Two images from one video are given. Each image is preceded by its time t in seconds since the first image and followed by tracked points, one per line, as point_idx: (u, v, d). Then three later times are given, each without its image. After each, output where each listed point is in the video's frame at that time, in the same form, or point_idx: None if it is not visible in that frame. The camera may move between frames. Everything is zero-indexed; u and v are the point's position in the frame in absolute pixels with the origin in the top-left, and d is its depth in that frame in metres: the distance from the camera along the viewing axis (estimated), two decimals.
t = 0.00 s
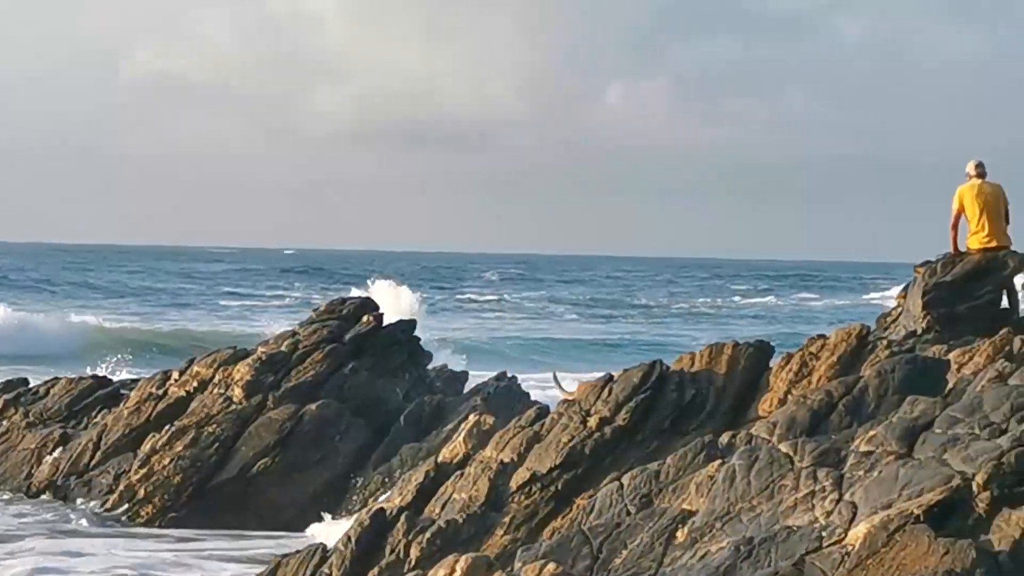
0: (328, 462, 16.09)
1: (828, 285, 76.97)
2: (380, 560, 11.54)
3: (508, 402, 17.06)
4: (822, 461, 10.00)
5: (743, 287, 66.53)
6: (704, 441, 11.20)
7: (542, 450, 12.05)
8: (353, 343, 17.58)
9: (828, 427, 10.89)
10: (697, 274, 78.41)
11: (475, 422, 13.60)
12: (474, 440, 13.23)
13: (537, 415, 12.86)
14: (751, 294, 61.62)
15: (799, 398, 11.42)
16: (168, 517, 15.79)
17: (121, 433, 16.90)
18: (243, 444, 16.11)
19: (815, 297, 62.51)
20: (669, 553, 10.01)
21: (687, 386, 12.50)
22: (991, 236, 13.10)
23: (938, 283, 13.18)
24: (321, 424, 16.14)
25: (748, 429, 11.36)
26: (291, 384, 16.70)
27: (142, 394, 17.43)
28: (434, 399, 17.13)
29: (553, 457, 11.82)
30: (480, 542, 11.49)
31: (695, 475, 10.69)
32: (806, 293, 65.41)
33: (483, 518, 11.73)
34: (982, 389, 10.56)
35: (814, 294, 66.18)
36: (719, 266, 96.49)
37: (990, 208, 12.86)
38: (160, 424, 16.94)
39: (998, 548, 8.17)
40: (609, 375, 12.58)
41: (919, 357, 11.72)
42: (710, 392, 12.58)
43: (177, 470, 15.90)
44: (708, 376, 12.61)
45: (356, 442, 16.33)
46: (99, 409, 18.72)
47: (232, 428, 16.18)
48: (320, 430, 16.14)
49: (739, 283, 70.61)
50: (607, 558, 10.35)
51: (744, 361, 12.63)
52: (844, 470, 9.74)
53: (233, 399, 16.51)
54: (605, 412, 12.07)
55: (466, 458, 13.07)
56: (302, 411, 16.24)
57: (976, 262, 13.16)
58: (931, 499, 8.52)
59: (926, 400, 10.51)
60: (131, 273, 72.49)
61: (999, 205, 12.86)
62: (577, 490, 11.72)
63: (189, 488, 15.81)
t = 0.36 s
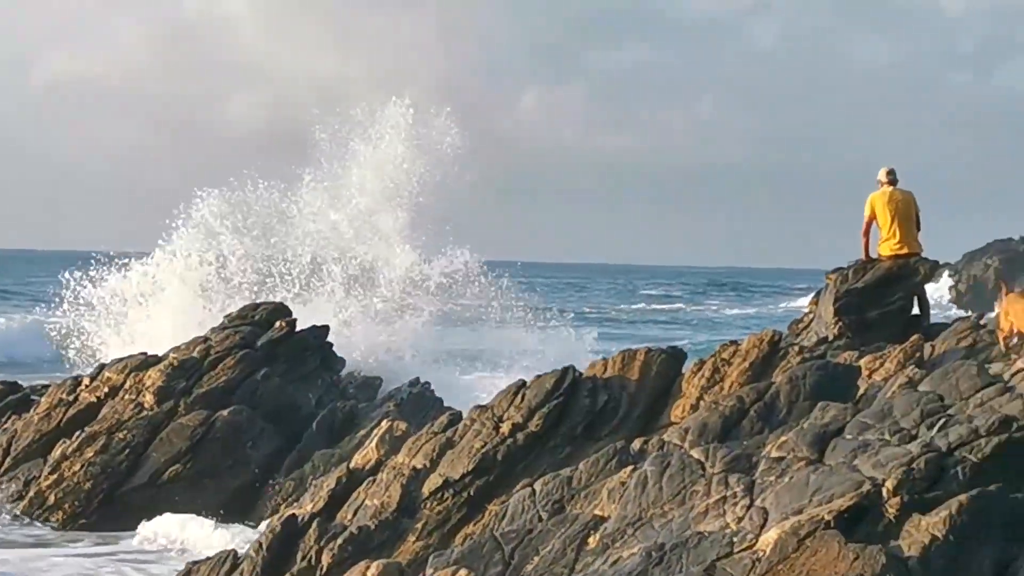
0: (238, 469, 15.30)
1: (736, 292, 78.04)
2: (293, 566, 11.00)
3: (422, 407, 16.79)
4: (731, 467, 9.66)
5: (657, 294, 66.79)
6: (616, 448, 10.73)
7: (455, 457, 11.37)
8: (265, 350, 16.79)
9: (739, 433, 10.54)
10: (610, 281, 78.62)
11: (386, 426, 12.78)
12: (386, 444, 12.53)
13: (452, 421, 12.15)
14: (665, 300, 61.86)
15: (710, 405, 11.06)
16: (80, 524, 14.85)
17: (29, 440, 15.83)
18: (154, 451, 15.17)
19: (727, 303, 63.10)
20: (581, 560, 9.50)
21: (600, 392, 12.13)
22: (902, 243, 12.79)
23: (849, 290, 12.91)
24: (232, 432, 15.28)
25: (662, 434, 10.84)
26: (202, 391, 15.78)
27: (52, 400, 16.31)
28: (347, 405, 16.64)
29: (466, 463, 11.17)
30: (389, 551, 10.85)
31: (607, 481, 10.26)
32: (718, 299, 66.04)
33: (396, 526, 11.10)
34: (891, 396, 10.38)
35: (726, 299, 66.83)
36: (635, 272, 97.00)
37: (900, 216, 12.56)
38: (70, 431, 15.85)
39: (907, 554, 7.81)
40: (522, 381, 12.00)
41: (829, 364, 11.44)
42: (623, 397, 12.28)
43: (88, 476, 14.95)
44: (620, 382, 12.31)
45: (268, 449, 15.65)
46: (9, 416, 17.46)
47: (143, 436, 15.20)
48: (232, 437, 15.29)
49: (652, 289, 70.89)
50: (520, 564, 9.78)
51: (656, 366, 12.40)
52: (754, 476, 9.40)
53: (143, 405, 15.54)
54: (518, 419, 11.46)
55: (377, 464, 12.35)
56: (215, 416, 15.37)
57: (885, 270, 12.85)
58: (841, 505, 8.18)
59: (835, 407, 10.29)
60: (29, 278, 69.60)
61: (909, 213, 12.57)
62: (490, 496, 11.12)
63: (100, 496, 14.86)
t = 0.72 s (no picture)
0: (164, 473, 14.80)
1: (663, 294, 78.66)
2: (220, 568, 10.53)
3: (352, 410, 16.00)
4: (658, 470, 9.39)
5: (584, 296, 66.86)
6: (544, 450, 10.38)
7: (382, 460, 10.90)
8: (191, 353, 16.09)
9: (665, 436, 10.19)
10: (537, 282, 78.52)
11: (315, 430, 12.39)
12: (315, 448, 12.01)
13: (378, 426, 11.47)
14: (591, 303, 61.90)
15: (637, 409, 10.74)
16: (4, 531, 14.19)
17: None
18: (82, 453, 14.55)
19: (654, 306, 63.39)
20: (508, 563, 9.05)
21: (527, 396, 11.76)
22: (830, 247, 12.51)
23: (778, 293, 12.69)
24: (160, 434, 14.67)
25: (590, 438, 10.47)
26: (130, 394, 15.16)
27: None
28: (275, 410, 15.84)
29: (394, 466, 10.73)
30: (317, 554, 10.21)
31: (534, 484, 9.91)
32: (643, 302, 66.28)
33: (321, 529, 10.45)
34: (818, 399, 10.07)
35: (653, 302, 67.17)
36: (559, 275, 97.14)
37: (827, 220, 12.24)
38: None
39: (834, 557, 7.64)
40: (449, 385, 11.61)
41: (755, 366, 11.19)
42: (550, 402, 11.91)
43: (13, 480, 14.29)
44: (549, 385, 11.98)
45: (195, 452, 15.04)
46: None
47: (71, 437, 14.57)
48: (160, 440, 14.70)
49: (580, 292, 70.96)
50: (447, 567, 9.25)
51: (585, 368, 12.10)
52: (681, 480, 9.10)
53: (69, 408, 14.85)
54: (446, 421, 11.08)
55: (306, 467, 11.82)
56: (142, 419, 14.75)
57: (813, 274, 12.62)
58: (768, 508, 8.02)
59: (762, 410, 10.05)
60: None
61: (835, 217, 12.25)
62: (418, 499, 10.65)
63: (25, 500, 14.21)
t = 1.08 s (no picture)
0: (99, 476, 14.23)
1: (602, 296, 79.11)
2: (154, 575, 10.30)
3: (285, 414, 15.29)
4: (594, 472, 9.17)
5: (524, 298, 66.90)
6: (481, 452, 10.11)
7: (317, 462, 10.62)
8: (128, 354, 15.66)
9: (601, 438, 9.99)
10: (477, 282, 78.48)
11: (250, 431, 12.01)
12: (250, 449, 11.68)
13: (314, 428, 11.21)
14: (529, 305, 61.94)
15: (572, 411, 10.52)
16: None
17: None
18: (14, 456, 14.30)
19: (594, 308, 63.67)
20: (443, 565, 8.81)
21: (464, 398, 11.43)
22: (766, 249, 12.39)
23: (714, 295, 12.53)
24: (93, 436, 14.21)
25: (528, 439, 10.23)
26: (66, 395, 14.86)
27: None
28: (211, 412, 15.34)
29: (329, 469, 10.44)
30: (252, 555, 10.14)
31: (470, 486, 9.65)
32: (580, 304, 66.53)
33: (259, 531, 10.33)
34: (754, 401, 9.91)
35: (593, 305, 67.45)
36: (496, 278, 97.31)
37: (764, 222, 12.11)
38: None
39: (769, 559, 7.50)
40: (386, 386, 11.26)
41: (692, 368, 10.96)
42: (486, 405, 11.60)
43: None
44: (486, 387, 11.66)
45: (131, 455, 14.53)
46: None
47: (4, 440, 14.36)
48: (92, 442, 14.21)
49: (520, 293, 71.03)
50: (383, 569, 9.06)
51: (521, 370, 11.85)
52: (617, 481, 8.88)
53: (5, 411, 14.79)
54: (381, 423, 10.72)
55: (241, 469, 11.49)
56: (78, 419, 14.38)
57: (749, 276, 12.48)
58: (703, 509, 7.80)
59: (698, 412, 9.87)
60: None
61: (772, 220, 12.12)
62: (354, 501, 10.36)
63: None
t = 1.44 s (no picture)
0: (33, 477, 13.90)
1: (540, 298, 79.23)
2: None
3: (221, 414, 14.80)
4: (530, 474, 8.98)
5: (464, 300, 66.71)
6: (416, 454, 9.86)
7: (251, 464, 10.36)
8: (62, 355, 15.24)
9: (537, 440, 9.80)
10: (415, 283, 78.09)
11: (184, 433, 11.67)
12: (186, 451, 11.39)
13: (248, 429, 10.90)
14: (468, 307, 61.72)
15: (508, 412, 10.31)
16: None
17: None
18: None
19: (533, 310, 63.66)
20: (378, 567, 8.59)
21: (399, 399, 11.14)
22: (701, 251, 12.38)
23: (650, 297, 12.38)
24: (26, 438, 13.84)
25: (462, 441, 10.02)
26: None
27: None
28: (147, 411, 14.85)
29: (264, 471, 10.18)
30: (186, 557, 9.99)
31: (406, 488, 9.42)
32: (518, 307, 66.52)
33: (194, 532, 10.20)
34: (689, 402, 9.77)
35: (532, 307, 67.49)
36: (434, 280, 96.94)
37: (699, 224, 12.10)
38: None
39: (703, 561, 7.41)
40: (321, 387, 10.96)
41: (628, 371, 10.80)
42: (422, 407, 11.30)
43: None
44: (420, 389, 11.37)
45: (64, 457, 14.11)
46: None
47: None
48: (24, 444, 13.83)
49: (460, 295, 70.82)
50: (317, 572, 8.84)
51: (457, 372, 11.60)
52: (552, 483, 8.71)
53: None
54: (316, 425, 10.44)
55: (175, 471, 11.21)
56: (10, 422, 14.00)
57: (685, 278, 12.37)
58: (638, 511, 7.69)
59: (634, 413, 9.73)
60: None
61: (708, 221, 12.10)
62: (288, 503, 10.12)
63: None
